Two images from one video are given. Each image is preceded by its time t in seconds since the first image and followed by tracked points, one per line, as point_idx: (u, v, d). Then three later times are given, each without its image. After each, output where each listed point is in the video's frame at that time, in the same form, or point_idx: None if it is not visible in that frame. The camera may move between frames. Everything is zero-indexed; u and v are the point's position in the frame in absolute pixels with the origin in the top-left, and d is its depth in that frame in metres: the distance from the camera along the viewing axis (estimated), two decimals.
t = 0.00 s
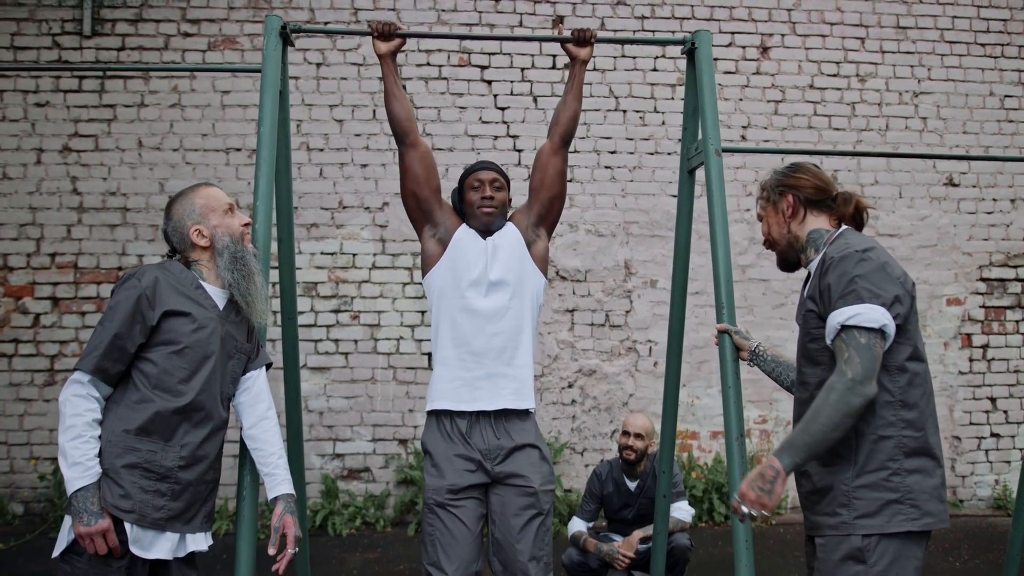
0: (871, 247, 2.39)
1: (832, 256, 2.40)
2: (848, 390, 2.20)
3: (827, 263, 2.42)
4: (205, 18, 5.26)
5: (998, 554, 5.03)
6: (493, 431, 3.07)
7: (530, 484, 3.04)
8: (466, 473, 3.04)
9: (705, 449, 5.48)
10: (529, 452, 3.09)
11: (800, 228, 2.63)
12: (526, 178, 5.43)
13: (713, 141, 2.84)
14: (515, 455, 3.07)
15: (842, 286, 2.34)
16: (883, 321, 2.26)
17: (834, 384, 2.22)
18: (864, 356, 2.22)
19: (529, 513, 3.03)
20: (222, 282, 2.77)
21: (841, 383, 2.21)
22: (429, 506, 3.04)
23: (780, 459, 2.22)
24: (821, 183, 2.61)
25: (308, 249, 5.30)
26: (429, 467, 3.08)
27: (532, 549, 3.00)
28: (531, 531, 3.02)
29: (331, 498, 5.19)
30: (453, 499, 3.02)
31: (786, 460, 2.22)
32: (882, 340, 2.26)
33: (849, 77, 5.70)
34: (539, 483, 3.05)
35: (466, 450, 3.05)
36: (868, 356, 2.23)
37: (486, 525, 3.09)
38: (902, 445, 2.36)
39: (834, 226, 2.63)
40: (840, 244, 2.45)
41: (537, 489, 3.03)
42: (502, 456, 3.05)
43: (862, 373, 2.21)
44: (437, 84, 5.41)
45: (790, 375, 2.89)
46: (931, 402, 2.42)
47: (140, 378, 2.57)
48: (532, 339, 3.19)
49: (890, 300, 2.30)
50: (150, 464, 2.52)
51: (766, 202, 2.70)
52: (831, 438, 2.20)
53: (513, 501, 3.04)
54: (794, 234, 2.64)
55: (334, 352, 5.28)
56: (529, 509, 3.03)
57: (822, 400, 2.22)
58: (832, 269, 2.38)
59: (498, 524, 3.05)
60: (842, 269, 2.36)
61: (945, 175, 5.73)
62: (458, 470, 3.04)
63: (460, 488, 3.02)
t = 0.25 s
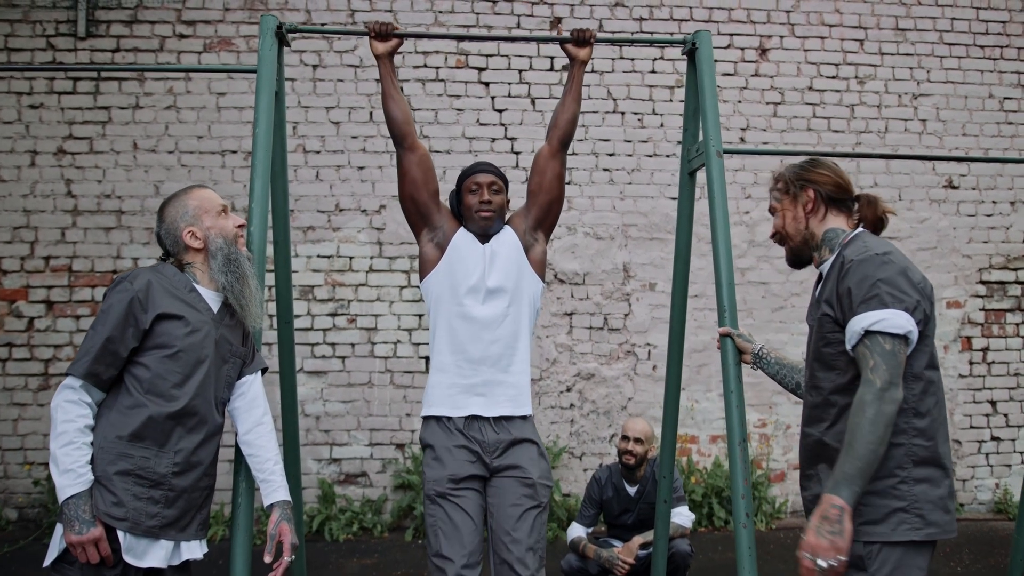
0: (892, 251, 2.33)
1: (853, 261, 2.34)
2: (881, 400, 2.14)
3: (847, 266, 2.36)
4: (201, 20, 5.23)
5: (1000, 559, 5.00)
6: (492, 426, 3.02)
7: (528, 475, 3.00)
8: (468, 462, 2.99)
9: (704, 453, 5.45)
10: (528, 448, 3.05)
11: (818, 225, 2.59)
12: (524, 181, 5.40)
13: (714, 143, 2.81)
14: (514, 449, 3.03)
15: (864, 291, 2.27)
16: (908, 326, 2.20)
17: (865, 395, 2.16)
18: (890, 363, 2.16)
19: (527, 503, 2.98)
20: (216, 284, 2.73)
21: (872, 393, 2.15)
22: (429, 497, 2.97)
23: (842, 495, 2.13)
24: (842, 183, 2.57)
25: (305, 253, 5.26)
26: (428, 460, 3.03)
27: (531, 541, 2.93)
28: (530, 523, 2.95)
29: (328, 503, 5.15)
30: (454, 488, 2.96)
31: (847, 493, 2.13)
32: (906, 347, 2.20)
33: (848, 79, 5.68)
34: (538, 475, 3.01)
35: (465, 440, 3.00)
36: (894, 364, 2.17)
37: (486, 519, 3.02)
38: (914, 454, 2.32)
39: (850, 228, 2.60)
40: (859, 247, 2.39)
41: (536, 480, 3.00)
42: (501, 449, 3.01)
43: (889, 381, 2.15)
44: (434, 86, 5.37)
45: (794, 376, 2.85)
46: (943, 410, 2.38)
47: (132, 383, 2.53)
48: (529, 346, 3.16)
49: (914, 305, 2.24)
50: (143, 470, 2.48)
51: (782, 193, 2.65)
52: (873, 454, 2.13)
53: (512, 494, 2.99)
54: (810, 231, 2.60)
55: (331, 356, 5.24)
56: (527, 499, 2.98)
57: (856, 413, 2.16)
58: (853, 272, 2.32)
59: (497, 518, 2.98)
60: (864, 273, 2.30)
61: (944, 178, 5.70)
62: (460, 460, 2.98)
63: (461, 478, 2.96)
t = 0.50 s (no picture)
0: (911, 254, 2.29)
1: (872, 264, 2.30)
2: (909, 409, 2.11)
3: (864, 269, 2.32)
4: (199, 20, 5.19)
5: (1004, 563, 4.96)
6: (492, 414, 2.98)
7: (526, 458, 2.96)
8: (467, 445, 2.94)
9: (705, 457, 5.41)
10: (527, 437, 3.02)
11: (836, 221, 2.56)
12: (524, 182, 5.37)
13: (718, 144, 2.77)
14: (513, 436, 3.00)
15: (883, 295, 2.23)
16: (929, 332, 2.17)
17: (892, 404, 2.12)
18: (913, 370, 2.14)
19: (525, 484, 2.92)
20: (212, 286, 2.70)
21: (899, 402, 2.12)
22: (430, 481, 2.91)
23: (903, 514, 2.06)
24: (867, 182, 2.53)
25: (304, 255, 5.22)
26: (428, 450, 2.97)
27: (529, 520, 2.86)
28: (529, 503, 2.89)
29: (327, 507, 5.11)
30: (454, 471, 2.90)
31: (907, 509, 2.06)
32: (926, 353, 2.18)
33: (850, 80, 5.65)
34: (536, 459, 2.98)
35: (465, 426, 2.96)
36: (916, 370, 2.14)
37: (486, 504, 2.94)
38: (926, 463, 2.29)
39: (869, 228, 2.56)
40: (876, 250, 2.36)
41: (534, 463, 2.96)
42: (501, 436, 2.98)
43: (912, 389, 2.12)
44: (434, 87, 5.34)
45: (800, 378, 2.80)
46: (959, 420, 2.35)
47: (128, 386, 2.50)
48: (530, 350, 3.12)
49: (934, 309, 2.20)
50: (139, 476, 2.44)
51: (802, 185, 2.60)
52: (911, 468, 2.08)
53: (511, 476, 2.94)
54: (828, 227, 2.57)
55: (330, 359, 5.20)
56: (525, 480, 2.93)
57: (887, 424, 2.13)
58: (871, 275, 2.28)
59: (496, 500, 2.91)
60: (883, 277, 2.26)
61: (947, 179, 5.67)
62: (459, 444, 2.94)
63: (461, 461, 2.91)
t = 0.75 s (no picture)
0: (932, 255, 2.24)
1: (892, 265, 2.26)
2: (931, 417, 2.08)
3: (883, 270, 2.28)
4: (199, 20, 5.16)
5: (1012, 566, 4.92)
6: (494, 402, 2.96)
7: (526, 441, 2.94)
8: (470, 430, 2.91)
9: (710, 458, 5.37)
10: (528, 426, 2.99)
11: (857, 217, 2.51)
12: (527, 183, 5.34)
13: (723, 142, 2.74)
14: (513, 422, 2.97)
15: (903, 299, 2.19)
16: (949, 338, 2.13)
17: (912, 411, 2.09)
18: (932, 376, 2.10)
19: (526, 465, 2.88)
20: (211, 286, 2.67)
21: (920, 409, 2.08)
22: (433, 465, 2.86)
23: (927, 526, 2.04)
24: (891, 178, 2.48)
25: (305, 256, 5.19)
26: (430, 439, 2.94)
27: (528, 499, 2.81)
28: (529, 483, 2.85)
29: (329, 510, 5.07)
30: (458, 454, 2.85)
31: (933, 520, 2.04)
32: (945, 358, 2.14)
33: (854, 80, 5.61)
34: (536, 442, 2.95)
35: (467, 412, 2.93)
36: (936, 377, 2.11)
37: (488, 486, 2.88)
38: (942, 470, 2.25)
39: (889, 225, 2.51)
40: (897, 249, 2.31)
41: (534, 446, 2.93)
42: (502, 423, 2.95)
43: (932, 396, 2.09)
44: (436, 87, 5.31)
45: (809, 377, 2.77)
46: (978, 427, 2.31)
47: (125, 388, 2.47)
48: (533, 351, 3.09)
49: (955, 313, 2.17)
50: (137, 480, 2.41)
51: (824, 178, 2.55)
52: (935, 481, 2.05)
53: (512, 460, 2.90)
54: (849, 223, 2.52)
55: (332, 361, 5.17)
56: (525, 461, 2.89)
57: (907, 433, 2.09)
58: (891, 277, 2.24)
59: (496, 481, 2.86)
60: (904, 279, 2.21)
61: (952, 179, 5.63)
62: (462, 428, 2.90)
63: (464, 444, 2.87)
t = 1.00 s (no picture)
0: (956, 266, 2.20)
1: (913, 272, 2.21)
2: (932, 435, 2.05)
3: (904, 277, 2.23)
4: (200, 22, 5.13)
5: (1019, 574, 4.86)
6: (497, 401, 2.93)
7: (528, 439, 2.89)
8: (471, 428, 2.87)
9: (714, 463, 5.33)
10: (531, 425, 2.95)
11: (881, 217, 2.42)
12: (530, 186, 5.30)
13: (731, 144, 2.70)
14: (516, 420, 2.93)
15: (923, 309, 2.15)
16: (967, 352, 2.09)
17: (914, 427, 2.06)
18: (944, 392, 2.07)
19: (527, 462, 2.84)
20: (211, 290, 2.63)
21: (923, 425, 2.05)
22: (435, 463, 2.83)
23: (897, 537, 2.04)
24: (919, 177, 2.39)
25: (306, 259, 5.15)
26: (432, 439, 2.90)
27: (529, 496, 2.77)
28: (530, 481, 2.80)
29: (330, 515, 5.03)
30: (459, 451, 2.82)
31: (901, 534, 2.04)
32: (960, 374, 2.11)
33: (859, 82, 5.58)
34: (538, 439, 2.91)
35: (470, 411, 2.90)
36: (948, 393, 2.07)
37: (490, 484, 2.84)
38: (960, 484, 2.21)
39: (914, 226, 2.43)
40: (921, 255, 2.25)
41: (535, 443, 2.88)
42: (504, 421, 2.91)
43: (940, 413, 2.06)
44: (438, 89, 5.27)
45: (821, 378, 2.74)
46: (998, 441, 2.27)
47: (121, 392, 2.43)
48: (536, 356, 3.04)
49: (976, 328, 2.12)
50: (133, 487, 2.37)
51: (848, 175, 2.45)
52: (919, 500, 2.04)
53: (514, 457, 2.86)
54: (872, 222, 2.43)
55: (333, 365, 5.13)
56: (527, 458, 2.85)
57: (904, 446, 2.07)
58: (912, 285, 2.19)
59: (498, 478, 2.82)
60: (924, 289, 2.17)
61: (958, 182, 5.59)
62: (464, 427, 2.87)
63: (466, 442, 2.83)
